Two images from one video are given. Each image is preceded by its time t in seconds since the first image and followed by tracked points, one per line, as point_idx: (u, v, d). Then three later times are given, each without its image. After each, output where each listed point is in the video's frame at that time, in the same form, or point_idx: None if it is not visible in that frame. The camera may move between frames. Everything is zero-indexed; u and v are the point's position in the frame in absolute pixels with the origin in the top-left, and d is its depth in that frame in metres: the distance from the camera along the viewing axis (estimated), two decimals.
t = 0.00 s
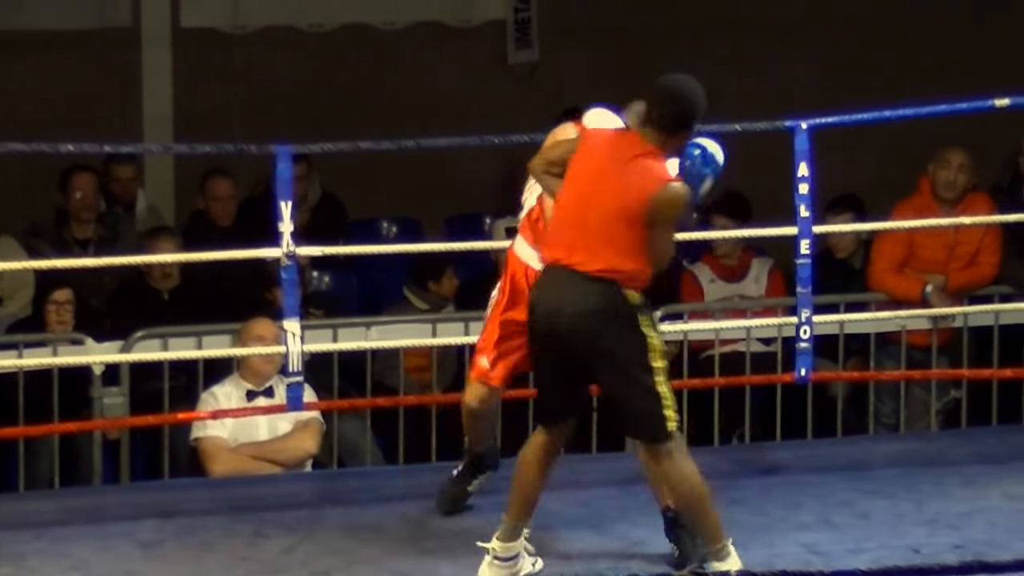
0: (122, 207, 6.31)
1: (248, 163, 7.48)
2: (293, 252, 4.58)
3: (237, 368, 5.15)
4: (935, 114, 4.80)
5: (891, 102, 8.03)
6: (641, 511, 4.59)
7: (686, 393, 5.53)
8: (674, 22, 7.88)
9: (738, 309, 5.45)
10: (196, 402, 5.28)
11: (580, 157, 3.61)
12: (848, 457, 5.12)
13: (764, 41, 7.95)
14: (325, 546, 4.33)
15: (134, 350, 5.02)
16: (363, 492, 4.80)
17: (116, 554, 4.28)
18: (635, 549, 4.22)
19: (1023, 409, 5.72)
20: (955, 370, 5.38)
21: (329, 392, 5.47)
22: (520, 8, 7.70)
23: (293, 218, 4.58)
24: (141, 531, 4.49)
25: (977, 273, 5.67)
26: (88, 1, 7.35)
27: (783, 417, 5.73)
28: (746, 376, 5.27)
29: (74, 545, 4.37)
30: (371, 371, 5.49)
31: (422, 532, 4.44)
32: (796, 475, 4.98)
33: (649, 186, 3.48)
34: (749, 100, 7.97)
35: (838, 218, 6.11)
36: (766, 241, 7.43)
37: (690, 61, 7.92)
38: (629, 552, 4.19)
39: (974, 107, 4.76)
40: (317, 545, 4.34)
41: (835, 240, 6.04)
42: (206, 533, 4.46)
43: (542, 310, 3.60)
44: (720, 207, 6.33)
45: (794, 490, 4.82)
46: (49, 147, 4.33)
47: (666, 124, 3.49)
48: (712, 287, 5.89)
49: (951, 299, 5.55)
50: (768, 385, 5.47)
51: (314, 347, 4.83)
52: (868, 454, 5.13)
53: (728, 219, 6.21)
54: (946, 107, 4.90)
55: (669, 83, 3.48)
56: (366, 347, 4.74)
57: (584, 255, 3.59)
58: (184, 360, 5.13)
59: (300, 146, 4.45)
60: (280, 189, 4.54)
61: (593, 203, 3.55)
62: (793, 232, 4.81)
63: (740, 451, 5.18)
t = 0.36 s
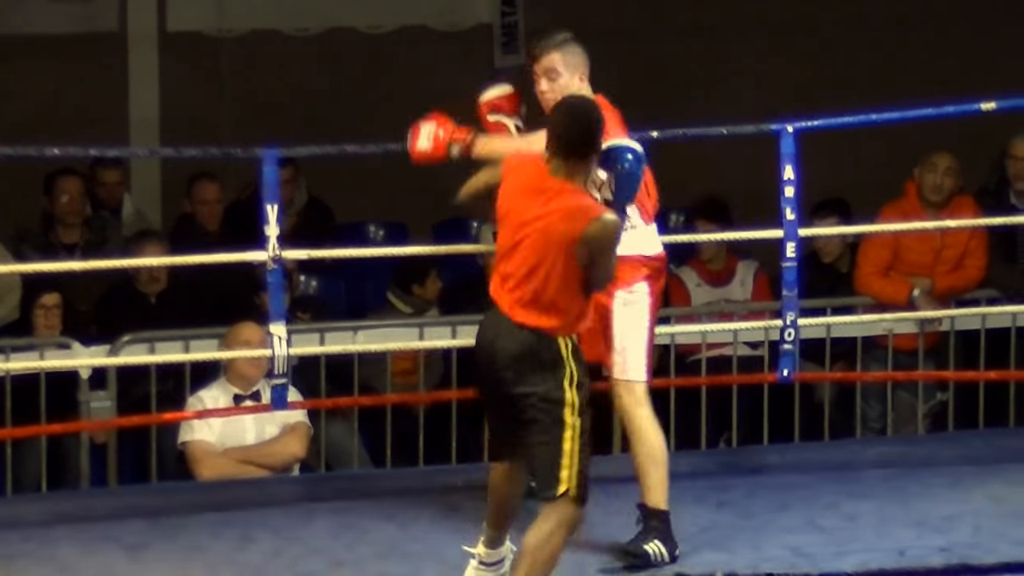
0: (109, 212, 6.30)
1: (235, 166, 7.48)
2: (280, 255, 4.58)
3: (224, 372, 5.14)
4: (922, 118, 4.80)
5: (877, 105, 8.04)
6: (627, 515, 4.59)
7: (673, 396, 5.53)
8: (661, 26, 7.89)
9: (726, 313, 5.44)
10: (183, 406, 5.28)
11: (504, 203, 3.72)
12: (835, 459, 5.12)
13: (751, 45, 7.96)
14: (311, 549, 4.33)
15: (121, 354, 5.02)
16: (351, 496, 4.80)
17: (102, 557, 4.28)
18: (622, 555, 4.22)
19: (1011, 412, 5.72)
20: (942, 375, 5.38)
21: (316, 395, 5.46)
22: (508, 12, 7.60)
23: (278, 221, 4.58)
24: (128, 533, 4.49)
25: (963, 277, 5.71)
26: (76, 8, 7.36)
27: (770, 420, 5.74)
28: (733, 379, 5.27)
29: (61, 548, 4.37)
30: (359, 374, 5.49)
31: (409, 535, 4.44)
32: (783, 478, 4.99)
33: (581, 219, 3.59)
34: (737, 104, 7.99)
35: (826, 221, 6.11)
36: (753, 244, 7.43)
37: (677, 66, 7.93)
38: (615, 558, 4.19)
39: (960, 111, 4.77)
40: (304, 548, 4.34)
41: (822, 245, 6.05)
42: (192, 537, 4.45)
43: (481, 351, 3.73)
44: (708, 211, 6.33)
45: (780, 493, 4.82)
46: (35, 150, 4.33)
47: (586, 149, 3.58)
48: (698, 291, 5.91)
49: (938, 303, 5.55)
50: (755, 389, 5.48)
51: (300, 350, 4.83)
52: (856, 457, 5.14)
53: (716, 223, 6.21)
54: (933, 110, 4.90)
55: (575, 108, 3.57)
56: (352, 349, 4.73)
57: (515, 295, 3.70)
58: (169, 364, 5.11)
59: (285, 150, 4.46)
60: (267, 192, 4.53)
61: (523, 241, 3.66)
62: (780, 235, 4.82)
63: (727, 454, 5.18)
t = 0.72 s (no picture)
0: (109, 214, 6.30)
1: (236, 168, 7.47)
2: (280, 252, 4.58)
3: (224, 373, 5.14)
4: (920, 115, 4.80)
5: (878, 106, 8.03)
6: (628, 517, 4.58)
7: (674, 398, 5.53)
8: (661, 27, 7.89)
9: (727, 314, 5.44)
10: (184, 408, 5.27)
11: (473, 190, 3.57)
12: (837, 461, 5.11)
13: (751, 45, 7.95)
14: (312, 551, 4.32)
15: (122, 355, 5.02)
16: (352, 499, 4.80)
17: (103, 560, 4.27)
18: (623, 558, 4.21)
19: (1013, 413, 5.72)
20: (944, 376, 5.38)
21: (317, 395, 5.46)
22: (508, 15, 7.68)
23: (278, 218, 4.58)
24: (130, 536, 4.48)
25: (964, 278, 5.71)
26: (75, 12, 7.30)
27: (771, 422, 5.73)
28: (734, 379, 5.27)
29: (62, 551, 4.36)
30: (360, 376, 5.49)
31: (410, 538, 4.43)
32: (784, 479, 4.98)
33: (545, 208, 3.42)
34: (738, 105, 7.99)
35: (827, 223, 6.11)
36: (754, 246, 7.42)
37: (678, 68, 7.93)
38: (616, 561, 4.18)
39: (959, 108, 4.76)
40: (304, 551, 4.33)
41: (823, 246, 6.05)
42: (195, 539, 4.45)
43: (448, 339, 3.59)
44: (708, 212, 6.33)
45: (782, 495, 4.81)
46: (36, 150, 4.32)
47: (564, 140, 3.46)
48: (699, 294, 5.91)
49: (939, 302, 5.55)
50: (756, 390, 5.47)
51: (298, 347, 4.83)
52: (857, 459, 5.13)
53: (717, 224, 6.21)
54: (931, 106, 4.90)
55: (559, 95, 3.45)
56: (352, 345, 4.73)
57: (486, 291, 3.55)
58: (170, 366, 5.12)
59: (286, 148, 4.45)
60: (266, 190, 4.54)
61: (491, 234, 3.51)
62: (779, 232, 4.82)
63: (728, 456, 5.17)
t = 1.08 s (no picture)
0: (105, 218, 6.30)
1: (233, 171, 7.48)
2: (276, 260, 4.58)
3: (221, 377, 5.15)
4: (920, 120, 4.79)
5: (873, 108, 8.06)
6: (626, 519, 4.58)
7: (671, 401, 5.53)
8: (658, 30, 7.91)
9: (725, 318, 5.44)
10: (181, 411, 5.28)
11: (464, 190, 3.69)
12: (833, 463, 5.12)
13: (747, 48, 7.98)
14: (310, 554, 4.33)
15: (119, 359, 5.02)
16: (349, 502, 4.80)
17: (100, 564, 4.27)
18: (620, 560, 4.22)
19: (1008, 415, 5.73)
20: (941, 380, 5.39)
21: (314, 401, 5.46)
22: (504, 17, 7.70)
23: (276, 227, 4.58)
24: (127, 540, 4.49)
25: (961, 279, 5.70)
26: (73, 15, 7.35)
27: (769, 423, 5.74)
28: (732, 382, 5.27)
29: (59, 555, 4.37)
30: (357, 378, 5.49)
31: (407, 541, 4.44)
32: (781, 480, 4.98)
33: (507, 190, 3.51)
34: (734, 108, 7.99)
35: (823, 225, 6.11)
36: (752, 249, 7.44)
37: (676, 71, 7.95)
38: (613, 563, 4.18)
39: (958, 114, 4.75)
40: (302, 553, 4.33)
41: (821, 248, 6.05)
42: (192, 543, 4.45)
43: (444, 346, 3.69)
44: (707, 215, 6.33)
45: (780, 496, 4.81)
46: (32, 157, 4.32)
47: (537, 126, 3.56)
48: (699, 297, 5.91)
49: (935, 305, 5.56)
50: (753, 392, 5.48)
51: (298, 353, 4.83)
52: (854, 461, 5.13)
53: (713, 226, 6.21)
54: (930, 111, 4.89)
55: (534, 84, 3.57)
56: (349, 354, 4.73)
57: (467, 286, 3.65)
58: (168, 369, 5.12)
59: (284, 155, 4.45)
60: (264, 198, 4.54)
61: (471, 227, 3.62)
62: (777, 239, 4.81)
63: (726, 458, 5.18)
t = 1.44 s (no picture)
0: (76, 219, 6.29)
1: (204, 173, 7.48)
2: (249, 265, 4.57)
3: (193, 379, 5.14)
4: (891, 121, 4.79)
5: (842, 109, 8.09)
6: (598, 519, 4.59)
7: (643, 401, 5.54)
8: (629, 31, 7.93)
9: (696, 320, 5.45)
10: (152, 413, 5.27)
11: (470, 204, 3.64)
12: (805, 463, 5.13)
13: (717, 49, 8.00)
14: (282, 555, 4.33)
15: (90, 361, 5.01)
16: (321, 503, 4.80)
17: (72, 566, 4.27)
18: (592, 560, 4.22)
19: (978, 414, 5.75)
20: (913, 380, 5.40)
21: (285, 403, 5.45)
22: (476, 18, 7.73)
23: (248, 230, 4.58)
24: (98, 542, 4.48)
25: (931, 280, 5.73)
26: (44, 16, 7.33)
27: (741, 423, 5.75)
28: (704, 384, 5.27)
29: (30, 557, 4.36)
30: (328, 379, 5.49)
31: (379, 542, 4.44)
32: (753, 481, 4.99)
33: (532, 204, 3.48)
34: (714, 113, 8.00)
35: (795, 226, 6.12)
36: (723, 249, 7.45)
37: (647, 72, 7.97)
38: (585, 563, 4.19)
39: (928, 114, 4.76)
40: (274, 555, 4.33)
41: (792, 249, 6.06)
42: (165, 545, 4.45)
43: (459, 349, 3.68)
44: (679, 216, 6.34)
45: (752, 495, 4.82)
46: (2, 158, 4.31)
47: (555, 137, 3.53)
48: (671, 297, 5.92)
49: (906, 306, 5.57)
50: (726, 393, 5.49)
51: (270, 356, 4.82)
52: (826, 461, 5.14)
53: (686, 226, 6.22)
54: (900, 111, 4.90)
55: (543, 96, 3.54)
56: (321, 357, 4.72)
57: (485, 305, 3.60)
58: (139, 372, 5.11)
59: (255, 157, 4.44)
60: (236, 202, 4.53)
61: (485, 244, 3.57)
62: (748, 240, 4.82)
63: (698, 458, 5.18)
